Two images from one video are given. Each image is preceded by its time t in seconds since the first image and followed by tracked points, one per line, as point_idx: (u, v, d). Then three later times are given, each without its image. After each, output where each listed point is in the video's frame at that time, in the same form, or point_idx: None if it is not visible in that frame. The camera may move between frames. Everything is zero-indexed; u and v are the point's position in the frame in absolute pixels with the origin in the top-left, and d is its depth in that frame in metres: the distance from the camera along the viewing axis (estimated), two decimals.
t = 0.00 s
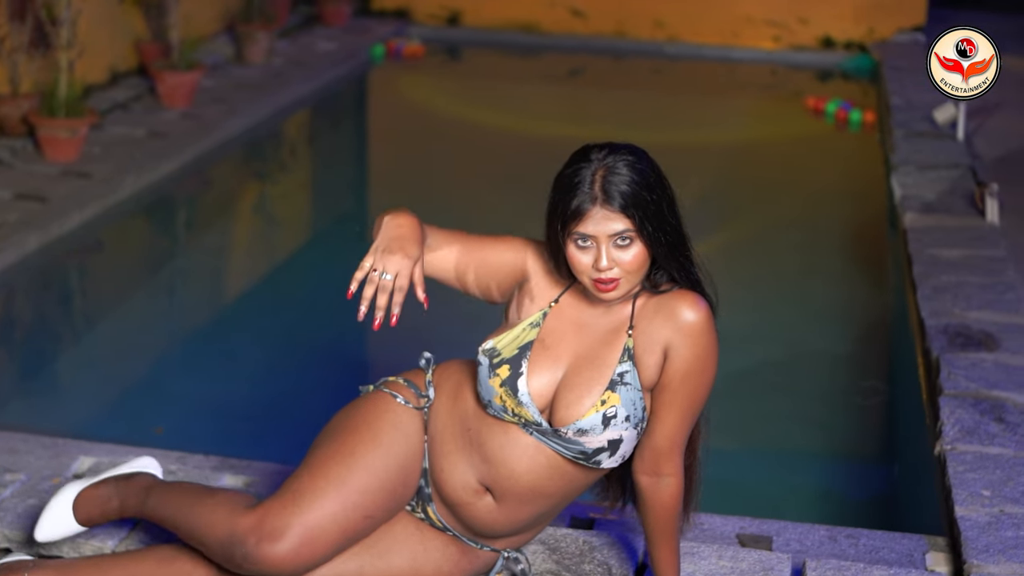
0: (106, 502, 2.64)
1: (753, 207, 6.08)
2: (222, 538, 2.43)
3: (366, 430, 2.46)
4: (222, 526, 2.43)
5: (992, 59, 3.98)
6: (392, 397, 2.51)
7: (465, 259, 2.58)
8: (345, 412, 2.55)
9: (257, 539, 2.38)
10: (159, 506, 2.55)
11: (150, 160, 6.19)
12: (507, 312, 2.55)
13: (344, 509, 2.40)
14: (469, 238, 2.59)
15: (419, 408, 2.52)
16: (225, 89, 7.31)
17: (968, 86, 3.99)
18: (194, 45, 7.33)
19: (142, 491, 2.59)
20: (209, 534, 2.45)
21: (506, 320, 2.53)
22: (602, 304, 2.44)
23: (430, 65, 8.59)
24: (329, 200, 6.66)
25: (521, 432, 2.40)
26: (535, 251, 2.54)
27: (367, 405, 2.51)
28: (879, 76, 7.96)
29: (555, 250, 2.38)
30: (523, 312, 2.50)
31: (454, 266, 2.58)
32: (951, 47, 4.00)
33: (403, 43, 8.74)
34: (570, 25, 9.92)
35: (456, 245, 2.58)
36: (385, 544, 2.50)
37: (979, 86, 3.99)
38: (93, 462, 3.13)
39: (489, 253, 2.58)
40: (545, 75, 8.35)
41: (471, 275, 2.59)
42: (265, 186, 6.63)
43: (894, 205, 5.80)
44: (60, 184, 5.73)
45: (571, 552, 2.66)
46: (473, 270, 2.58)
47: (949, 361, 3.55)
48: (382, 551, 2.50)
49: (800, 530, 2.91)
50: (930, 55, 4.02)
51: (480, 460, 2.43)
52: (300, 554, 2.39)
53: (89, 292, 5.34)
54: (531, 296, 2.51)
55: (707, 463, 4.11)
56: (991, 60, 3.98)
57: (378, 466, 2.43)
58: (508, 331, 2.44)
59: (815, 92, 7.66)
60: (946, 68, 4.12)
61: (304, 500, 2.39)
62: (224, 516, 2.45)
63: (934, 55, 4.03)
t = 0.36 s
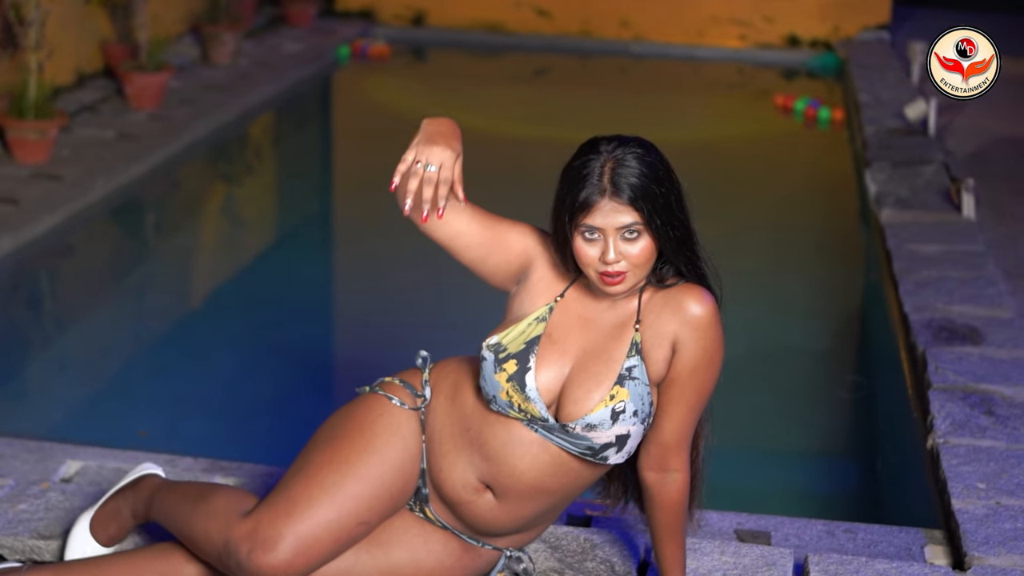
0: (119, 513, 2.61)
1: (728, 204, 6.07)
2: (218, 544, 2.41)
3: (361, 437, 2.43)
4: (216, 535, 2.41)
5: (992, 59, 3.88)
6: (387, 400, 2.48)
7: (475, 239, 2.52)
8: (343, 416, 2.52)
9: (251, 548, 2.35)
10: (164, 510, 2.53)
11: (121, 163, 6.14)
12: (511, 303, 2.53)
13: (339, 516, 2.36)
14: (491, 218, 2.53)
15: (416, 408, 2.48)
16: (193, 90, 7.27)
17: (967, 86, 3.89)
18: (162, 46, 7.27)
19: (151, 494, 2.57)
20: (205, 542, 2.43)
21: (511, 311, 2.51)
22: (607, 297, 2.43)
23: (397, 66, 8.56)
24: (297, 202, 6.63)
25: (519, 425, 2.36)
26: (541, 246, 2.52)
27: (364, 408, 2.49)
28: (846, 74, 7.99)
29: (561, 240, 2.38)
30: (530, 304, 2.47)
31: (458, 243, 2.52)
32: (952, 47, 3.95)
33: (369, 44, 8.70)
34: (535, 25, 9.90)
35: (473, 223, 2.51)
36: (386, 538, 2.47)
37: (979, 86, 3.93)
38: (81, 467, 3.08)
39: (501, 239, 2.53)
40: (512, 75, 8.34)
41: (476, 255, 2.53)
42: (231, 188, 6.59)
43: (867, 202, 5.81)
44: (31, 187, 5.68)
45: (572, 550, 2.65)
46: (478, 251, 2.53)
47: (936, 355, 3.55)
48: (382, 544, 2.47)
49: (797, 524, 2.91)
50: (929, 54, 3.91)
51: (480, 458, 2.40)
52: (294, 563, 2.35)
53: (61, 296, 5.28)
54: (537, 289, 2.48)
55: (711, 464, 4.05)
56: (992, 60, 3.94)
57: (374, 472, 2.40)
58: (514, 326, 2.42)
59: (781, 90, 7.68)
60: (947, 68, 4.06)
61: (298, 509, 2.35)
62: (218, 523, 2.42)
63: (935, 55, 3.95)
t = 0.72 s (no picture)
0: (126, 501, 2.60)
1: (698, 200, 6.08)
2: (208, 539, 2.40)
3: (351, 434, 2.42)
4: (207, 529, 2.41)
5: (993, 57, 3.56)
6: (377, 397, 2.48)
7: (488, 209, 2.42)
8: (332, 414, 2.51)
9: (240, 543, 2.35)
10: (164, 501, 2.53)
11: (89, 165, 6.10)
12: (508, 290, 2.48)
13: (329, 513, 2.36)
14: (511, 194, 2.44)
15: (405, 407, 2.47)
16: (156, 92, 7.22)
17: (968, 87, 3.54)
18: (125, 48, 7.23)
19: (156, 479, 2.57)
20: (197, 537, 2.42)
21: (509, 298, 2.45)
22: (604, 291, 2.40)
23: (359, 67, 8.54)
24: (263, 204, 6.60)
25: (507, 420, 2.35)
26: (542, 233, 2.45)
27: (355, 407, 2.48)
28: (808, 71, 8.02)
29: (557, 230, 2.33)
30: (526, 294, 2.43)
31: (471, 206, 2.41)
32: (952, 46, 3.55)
33: (331, 45, 8.67)
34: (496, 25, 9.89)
35: (494, 192, 2.41)
36: (381, 535, 2.47)
37: (980, 87, 3.55)
38: (67, 474, 3.04)
39: (515, 219, 2.44)
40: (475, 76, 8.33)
41: (487, 225, 2.43)
42: (194, 190, 6.55)
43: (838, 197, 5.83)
44: None
45: (570, 549, 2.65)
46: (489, 222, 2.42)
47: (918, 350, 3.57)
48: (378, 540, 2.47)
49: (791, 520, 2.91)
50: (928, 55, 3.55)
51: (470, 458, 2.39)
52: (284, 558, 2.34)
53: (30, 300, 5.24)
54: (534, 277, 2.44)
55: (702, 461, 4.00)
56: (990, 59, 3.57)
57: (364, 473, 2.39)
58: (509, 319, 2.38)
59: (743, 88, 7.71)
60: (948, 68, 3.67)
61: (289, 504, 2.35)
62: (210, 518, 2.42)
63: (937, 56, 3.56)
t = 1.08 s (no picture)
0: (106, 510, 2.54)
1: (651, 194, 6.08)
2: (188, 540, 2.37)
3: (332, 432, 2.39)
4: (187, 528, 2.37)
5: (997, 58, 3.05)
6: (356, 397, 2.45)
7: (494, 177, 2.32)
8: (310, 414, 2.48)
9: (220, 541, 2.32)
10: (144, 505, 2.48)
11: (44, 168, 6.06)
12: (489, 279, 2.45)
13: (309, 510, 2.32)
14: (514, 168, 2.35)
15: (384, 406, 2.45)
16: (108, 94, 7.17)
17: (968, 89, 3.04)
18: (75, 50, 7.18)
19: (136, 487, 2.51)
20: (177, 537, 2.39)
21: (491, 286, 2.42)
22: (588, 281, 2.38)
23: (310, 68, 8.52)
24: (217, 206, 6.57)
25: (488, 413, 2.34)
26: (529, 224, 2.41)
27: (335, 406, 2.45)
28: (758, 66, 8.05)
29: (539, 216, 2.30)
30: (510, 283, 2.40)
31: (478, 172, 2.31)
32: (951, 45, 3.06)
33: (281, 45, 8.64)
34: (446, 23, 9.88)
35: (502, 164, 2.31)
36: (364, 535, 2.45)
37: (982, 89, 3.04)
38: (40, 479, 3.02)
39: (513, 195, 2.35)
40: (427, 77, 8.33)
41: (490, 194, 2.33)
42: (145, 192, 6.51)
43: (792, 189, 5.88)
44: None
45: (553, 546, 2.65)
46: (493, 193, 2.33)
47: (884, 343, 3.60)
48: (361, 540, 2.45)
49: (767, 514, 2.93)
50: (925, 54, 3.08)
51: (450, 455, 2.36)
52: (265, 554, 2.31)
53: None
54: (519, 265, 2.41)
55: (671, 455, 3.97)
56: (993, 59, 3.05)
57: (345, 474, 2.36)
58: (491, 309, 2.37)
59: (693, 84, 7.73)
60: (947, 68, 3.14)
61: (268, 502, 2.32)
62: (189, 518, 2.38)
63: (932, 53, 3.06)
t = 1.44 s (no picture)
0: (89, 521, 2.51)
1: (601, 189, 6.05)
2: (178, 547, 2.35)
3: (317, 433, 2.38)
4: (177, 534, 2.36)
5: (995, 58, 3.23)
6: (340, 398, 2.45)
7: (497, 159, 2.35)
8: (295, 417, 2.48)
9: (212, 545, 2.31)
10: (128, 515, 2.46)
11: None
12: (474, 271, 2.42)
13: (301, 511, 2.32)
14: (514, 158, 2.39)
15: (368, 406, 2.44)
16: (60, 97, 7.13)
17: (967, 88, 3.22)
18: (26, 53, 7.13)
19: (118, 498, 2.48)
20: (166, 543, 2.37)
21: (474, 278, 2.40)
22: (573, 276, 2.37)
23: (260, 70, 8.49)
24: (170, 208, 6.54)
25: (470, 409, 2.32)
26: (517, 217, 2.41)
27: (320, 407, 2.45)
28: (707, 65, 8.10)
29: (527, 204, 2.30)
30: (494, 276, 2.38)
31: (483, 151, 2.34)
32: (950, 46, 3.25)
33: (231, 46, 8.61)
34: (395, 24, 9.87)
35: (507, 148, 2.35)
36: (354, 536, 2.44)
37: (981, 88, 3.24)
38: (14, 487, 2.99)
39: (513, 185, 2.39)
40: (377, 78, 8.35)
41: (492, 176, 2.36)
42: (96, 195, 6.47)
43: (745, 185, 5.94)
44: None
45: (537, 545, 2.66)
46: (494, 175, 2.36)
47: (851, 337, 3.63)
48: (352, 542, 2.44)
49: (746, 509, 2.95)
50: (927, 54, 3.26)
51: (433, 455, 2.35)
52: (258, 558, 2.30)
53: None
54: (505, 257, 2.39)
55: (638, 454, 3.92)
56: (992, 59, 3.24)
57: (335, 475, 2.35)
58: (477, 303, 2.35)
59: (644, 83, 7.76)
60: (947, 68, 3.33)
61: (260, 505, 2.31)
62: (179, 524, 2.37)
63: (933, 54, 3.25)
